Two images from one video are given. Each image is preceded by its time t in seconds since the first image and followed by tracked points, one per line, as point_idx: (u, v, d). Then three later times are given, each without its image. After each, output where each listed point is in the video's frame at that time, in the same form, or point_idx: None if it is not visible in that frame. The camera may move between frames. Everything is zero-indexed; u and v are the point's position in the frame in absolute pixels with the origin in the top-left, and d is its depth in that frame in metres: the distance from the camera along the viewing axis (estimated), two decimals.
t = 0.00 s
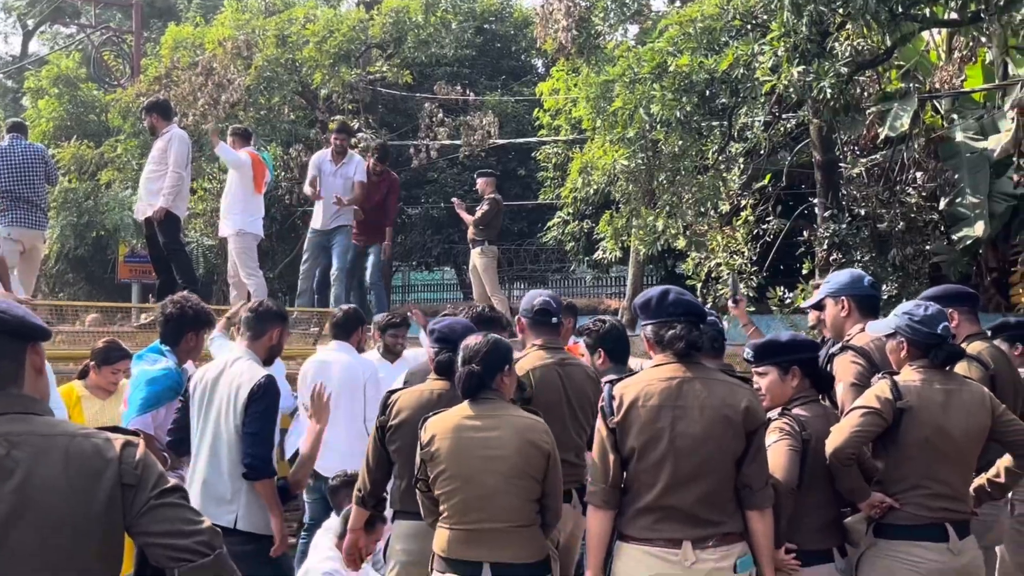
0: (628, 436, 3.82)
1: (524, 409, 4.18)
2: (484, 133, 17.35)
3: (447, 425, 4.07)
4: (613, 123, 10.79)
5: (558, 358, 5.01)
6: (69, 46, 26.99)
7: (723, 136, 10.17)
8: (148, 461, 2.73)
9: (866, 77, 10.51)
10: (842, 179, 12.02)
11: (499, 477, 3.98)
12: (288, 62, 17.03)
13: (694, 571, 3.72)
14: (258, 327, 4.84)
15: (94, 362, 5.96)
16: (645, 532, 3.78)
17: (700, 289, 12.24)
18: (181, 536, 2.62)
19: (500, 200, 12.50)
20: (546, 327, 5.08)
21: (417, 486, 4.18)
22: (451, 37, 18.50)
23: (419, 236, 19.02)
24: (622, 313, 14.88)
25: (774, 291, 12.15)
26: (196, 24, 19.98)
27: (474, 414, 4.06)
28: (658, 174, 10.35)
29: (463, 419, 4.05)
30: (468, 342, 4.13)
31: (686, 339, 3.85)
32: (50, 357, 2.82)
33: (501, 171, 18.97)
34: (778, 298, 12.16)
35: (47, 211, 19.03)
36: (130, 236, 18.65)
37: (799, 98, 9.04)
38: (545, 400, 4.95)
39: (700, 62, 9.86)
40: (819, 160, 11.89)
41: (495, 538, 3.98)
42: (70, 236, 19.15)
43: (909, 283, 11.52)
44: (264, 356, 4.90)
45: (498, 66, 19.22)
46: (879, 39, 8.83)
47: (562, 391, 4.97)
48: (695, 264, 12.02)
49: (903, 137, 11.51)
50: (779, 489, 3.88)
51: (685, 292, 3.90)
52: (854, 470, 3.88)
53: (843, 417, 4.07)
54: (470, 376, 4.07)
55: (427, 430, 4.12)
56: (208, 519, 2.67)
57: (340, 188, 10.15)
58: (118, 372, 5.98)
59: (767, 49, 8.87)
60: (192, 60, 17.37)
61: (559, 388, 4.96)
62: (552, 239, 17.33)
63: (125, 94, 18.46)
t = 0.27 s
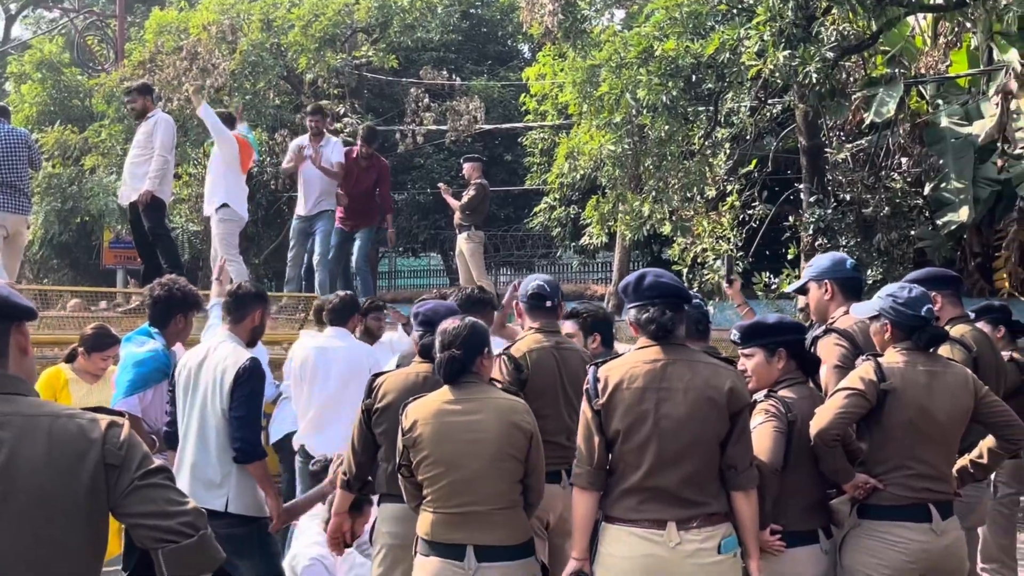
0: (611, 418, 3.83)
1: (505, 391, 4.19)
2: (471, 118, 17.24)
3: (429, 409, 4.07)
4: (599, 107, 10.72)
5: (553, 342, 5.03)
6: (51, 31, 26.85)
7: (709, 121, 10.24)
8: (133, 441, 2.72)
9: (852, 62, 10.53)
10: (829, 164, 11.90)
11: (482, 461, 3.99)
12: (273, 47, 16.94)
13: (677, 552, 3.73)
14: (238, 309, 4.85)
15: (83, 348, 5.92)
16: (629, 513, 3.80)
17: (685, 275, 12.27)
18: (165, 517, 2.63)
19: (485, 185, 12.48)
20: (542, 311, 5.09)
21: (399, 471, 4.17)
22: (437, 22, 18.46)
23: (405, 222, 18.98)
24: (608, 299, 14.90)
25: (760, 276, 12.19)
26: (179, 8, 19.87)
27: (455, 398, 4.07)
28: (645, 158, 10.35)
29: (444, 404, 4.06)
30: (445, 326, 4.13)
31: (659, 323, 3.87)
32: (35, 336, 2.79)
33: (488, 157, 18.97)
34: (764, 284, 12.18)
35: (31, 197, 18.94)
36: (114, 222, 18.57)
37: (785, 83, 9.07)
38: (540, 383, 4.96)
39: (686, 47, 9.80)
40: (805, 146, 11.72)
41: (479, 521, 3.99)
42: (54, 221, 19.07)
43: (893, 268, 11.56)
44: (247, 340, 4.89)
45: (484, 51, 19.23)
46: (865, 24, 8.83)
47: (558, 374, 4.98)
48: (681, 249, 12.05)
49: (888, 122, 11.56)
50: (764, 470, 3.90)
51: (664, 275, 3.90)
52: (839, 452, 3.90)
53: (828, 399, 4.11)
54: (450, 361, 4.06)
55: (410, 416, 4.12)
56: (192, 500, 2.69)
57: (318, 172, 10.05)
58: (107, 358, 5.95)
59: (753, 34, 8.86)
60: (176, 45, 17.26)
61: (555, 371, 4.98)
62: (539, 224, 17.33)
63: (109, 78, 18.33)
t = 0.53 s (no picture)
0: (602, 408, 3.84)
1: (498, 381, 4.19)
2: (460, 110, 17.15)
3: (421, 401, 4.06)
4: (589, 99, 10.68)
5: (555, 331, 5.01)
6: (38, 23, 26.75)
7: (698, 113, 10.26)
8: (121, 432, 2.71)
9: (841, 54, 10.55)
10: (818, 155, 12.01)
11: (475, 452, 3.99)
12: (262, 39, 16.90)
13: (669, 542, 3.73)
14: (219, 301, 4.84)
15: (71, 341, 5.94)
16: (621, 503, 3.80)
17: (675, 267, 12.29)
18: (153, 508, 2.64)
19: (475, 177, 12.49)
20: (546, 301, 5.11)
21: (393, 463, 4.16)
22: (426, 14, 18.45)
23: (395, 214, 18.95)
24: (597, 291, 14.91)
25: (750, 267, 12.21)
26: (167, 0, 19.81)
27: (447, 389, 4.07)
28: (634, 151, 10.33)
29: (437, 395, 4.05)
30: (437, 317, 4.10)
31: (642, 314, 3.86)
32: (24, 327, 2.79)
33: (478, 149, 18.96)
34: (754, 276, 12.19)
35: (19, 189, 18.87)
36: (103, 215, 18.51)
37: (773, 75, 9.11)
38: (542, 372, 4.94)
39: (675, 39, 9.87)
40: (795, 138, 11.79)
41: (473, 512, 3.99)
42: (42, 214, 19.01)
43: (883, 259, 11.64)
44: (234, 328, 4.91)
45: (473, 43, 19.23)
46: (853, 15, 8.83)
47: (559, 365, 4.96)
48: (671, 241, 12.09)
49: (877, 114, 11.58)
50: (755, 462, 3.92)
51: (652, 266, 3.91)
52: (829, 442, 3.92)
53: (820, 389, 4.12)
54: (440, 353, 4.05)
55: (402, 407, 4.11)
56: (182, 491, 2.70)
57: (296, 160, 10.01)
58: (95, 350, 5.97)
59: (744, 25, 8.87)
60: (165, 37, 17.20)
61: (556, 362, 4.96)
62: (529, 217, 17.34)
63: (97, 70, 18.25)
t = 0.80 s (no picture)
0: (597, 405, 3.85)
1: (497, 380, 4.19)
2: (454, 109, 17.11)
3: (421, 398, 4.06)
4: (583, 98, 10.67)
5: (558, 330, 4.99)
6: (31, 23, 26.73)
7: (692, 111, 10.25)
8: (115, 431, 2.70)
9: (835, 52, 10.55)
10: (811, 154, 12.02)
11: (474, 450, 3.99)
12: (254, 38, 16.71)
13: (664, 540, 3.73)
14: (200, 302, 4.78)
15: (63, 341, 5.92)
16: (617, 500, 3.80)
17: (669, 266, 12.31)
18: (146, 509, 2.64)
19: (469, 177, 12.50)
20: (552, 298, 5.09)
21: (391, 460, 4.16)
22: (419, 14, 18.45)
23: (389, 214, 18.95)
24: (592, 289, 14.92)
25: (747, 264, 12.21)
26: None
27: (446, 388, 4.07)
28: (628, 150, 10.32)
29: (438, 393, 4.05)
30: (440, 315, 4.11)
31: (637, 312, 3.88)
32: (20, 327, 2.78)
33: (472, 148, 18.96)
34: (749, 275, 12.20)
35: (12, 190, 18.83)
36: (96, 215, 18.47)
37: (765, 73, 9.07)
38: (545, 368, 4.92)
39: (669, 37, 9.75)
40: (789, 135, 11.86)
41: (471, 510, 3.99)
42: (36, 214, 18.98)
43: (877, 257, 11.64)
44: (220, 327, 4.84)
45: (467, 42, 19.27)
46: (847, 14, 8.82)
47: (562, 361, 4.94)
48: (665, 239, 12.11)
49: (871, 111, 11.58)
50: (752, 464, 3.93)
51: (650, 263, 3.92)
52: (823, 438, 3.92)
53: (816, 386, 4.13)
54: (442, 350, 4.07)
55: (401, 405, 4.11)
56: (175, 492, 2.69)
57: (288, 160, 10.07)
58: (88, 349, 5.95)
59: (736, 23, 8.88)
60: (158, 37, 17.17)
61: (558, 358, 4.94)
62: (523, 215, 17.34)
63: (90, 70, 18.21)
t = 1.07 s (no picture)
0: (597, 409, 3.85)
1: (498, 386, 4.19)
2: (452, 115, 17.10)
3: (422, 402, 4.07)
4: (582, 103, 10.64)
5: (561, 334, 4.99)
6: (30, 31, 26.80)
7: (690, 116, 10.28)
8: (114, 439, 2.71)
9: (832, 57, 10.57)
10: (810, 158, 11.97)
11: (474, 455, 3.99)
12: (253, 45, 16.66)
13: (664, 544, 3.73)
14: (181, 313, 4.62)
15: (59, 346, 5.91)
16: (618, 504, 3.80)
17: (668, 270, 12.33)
18: (144, 519, 2.63)
19: (468, 182, 12.51)
20: (551, 303, 5.07)
21: (392, 465, 4.17)
22: (417, 20, 18.49)
23: (388, 219, 18.96)
24: (591, 294, 14.94)
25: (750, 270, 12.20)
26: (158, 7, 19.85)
27: (446, 393, 4.07)
28: (627, 155, 10.29)
29: (439, 398, 4.05)
30: (442, 319, 4.12)
31: (636, 318, 3.88)
32: (20, 333, 2.78)
33: (470, 153, 18.97)
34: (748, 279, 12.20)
35: (11, 198, 18.85)
36: (95, 222, 18.48)
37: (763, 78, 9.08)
38: (549, 372, 4.91)
39: (666, 42, 9.76)
40: (787, 140, 11.78)
41: (472, 516, 3.99)
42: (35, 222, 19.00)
43: (876, 260, 11.66)
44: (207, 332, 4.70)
45: (465, 48, 19.21)
46: (844, 18, 8.81)
47: (565, 363, 4.93)
48: (664, 244, 12.13)
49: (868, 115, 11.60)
50: (750, 468, 3.95)
51: (650, 267, 3.92)
52: (822, 442, 3.92)
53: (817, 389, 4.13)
54: (441, 354, 4.07)
55: (402, 410, 4.11)
56: (173, 501, 2.69)
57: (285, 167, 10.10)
58: (84, 355, 5.94)
59: (734, 28, 8.88)
60: (156, 44, 17.19)
61: (561, 360, 4.93)
62: (522, 221, 17.35)
63: (88, 78, 18.22)
